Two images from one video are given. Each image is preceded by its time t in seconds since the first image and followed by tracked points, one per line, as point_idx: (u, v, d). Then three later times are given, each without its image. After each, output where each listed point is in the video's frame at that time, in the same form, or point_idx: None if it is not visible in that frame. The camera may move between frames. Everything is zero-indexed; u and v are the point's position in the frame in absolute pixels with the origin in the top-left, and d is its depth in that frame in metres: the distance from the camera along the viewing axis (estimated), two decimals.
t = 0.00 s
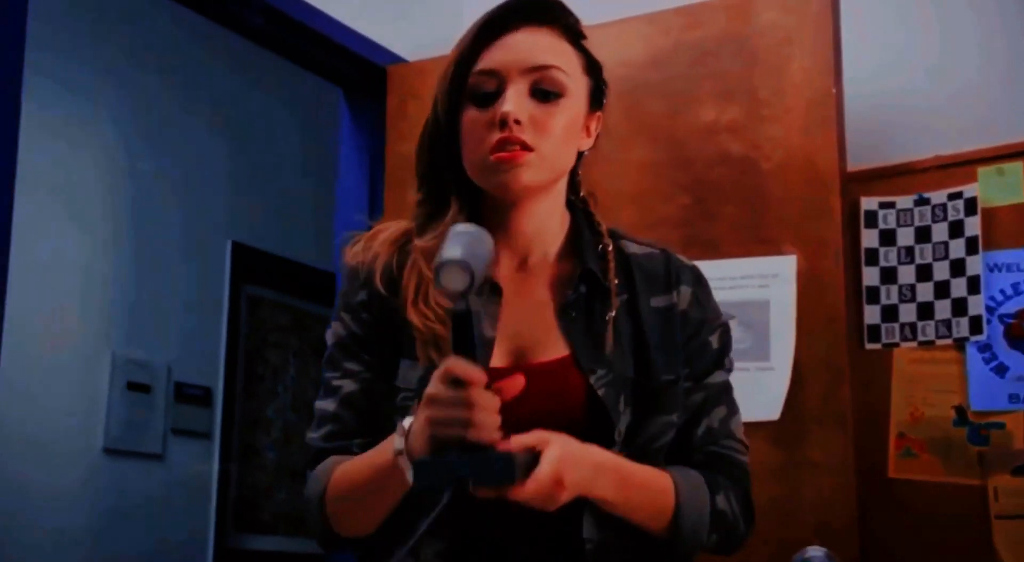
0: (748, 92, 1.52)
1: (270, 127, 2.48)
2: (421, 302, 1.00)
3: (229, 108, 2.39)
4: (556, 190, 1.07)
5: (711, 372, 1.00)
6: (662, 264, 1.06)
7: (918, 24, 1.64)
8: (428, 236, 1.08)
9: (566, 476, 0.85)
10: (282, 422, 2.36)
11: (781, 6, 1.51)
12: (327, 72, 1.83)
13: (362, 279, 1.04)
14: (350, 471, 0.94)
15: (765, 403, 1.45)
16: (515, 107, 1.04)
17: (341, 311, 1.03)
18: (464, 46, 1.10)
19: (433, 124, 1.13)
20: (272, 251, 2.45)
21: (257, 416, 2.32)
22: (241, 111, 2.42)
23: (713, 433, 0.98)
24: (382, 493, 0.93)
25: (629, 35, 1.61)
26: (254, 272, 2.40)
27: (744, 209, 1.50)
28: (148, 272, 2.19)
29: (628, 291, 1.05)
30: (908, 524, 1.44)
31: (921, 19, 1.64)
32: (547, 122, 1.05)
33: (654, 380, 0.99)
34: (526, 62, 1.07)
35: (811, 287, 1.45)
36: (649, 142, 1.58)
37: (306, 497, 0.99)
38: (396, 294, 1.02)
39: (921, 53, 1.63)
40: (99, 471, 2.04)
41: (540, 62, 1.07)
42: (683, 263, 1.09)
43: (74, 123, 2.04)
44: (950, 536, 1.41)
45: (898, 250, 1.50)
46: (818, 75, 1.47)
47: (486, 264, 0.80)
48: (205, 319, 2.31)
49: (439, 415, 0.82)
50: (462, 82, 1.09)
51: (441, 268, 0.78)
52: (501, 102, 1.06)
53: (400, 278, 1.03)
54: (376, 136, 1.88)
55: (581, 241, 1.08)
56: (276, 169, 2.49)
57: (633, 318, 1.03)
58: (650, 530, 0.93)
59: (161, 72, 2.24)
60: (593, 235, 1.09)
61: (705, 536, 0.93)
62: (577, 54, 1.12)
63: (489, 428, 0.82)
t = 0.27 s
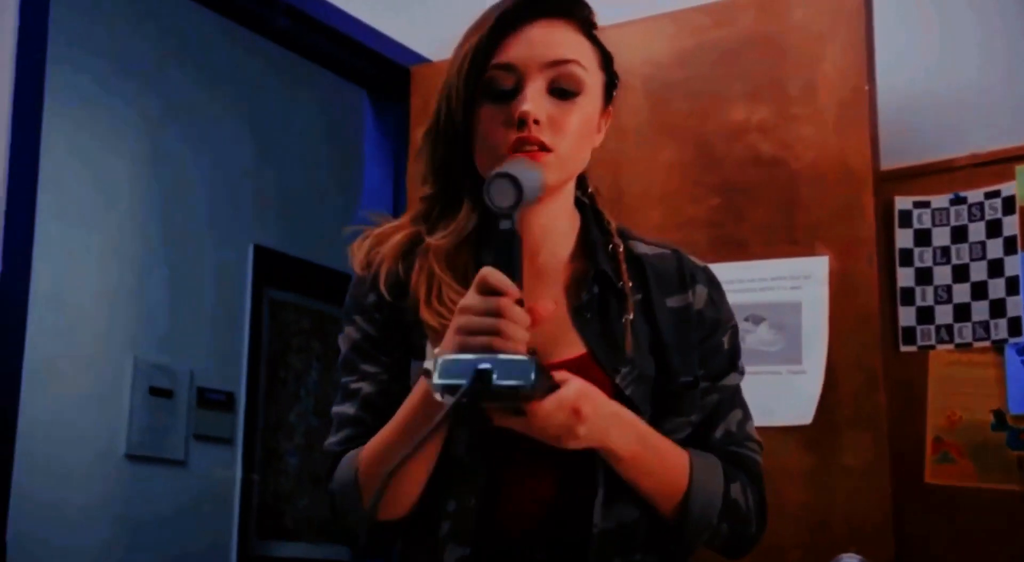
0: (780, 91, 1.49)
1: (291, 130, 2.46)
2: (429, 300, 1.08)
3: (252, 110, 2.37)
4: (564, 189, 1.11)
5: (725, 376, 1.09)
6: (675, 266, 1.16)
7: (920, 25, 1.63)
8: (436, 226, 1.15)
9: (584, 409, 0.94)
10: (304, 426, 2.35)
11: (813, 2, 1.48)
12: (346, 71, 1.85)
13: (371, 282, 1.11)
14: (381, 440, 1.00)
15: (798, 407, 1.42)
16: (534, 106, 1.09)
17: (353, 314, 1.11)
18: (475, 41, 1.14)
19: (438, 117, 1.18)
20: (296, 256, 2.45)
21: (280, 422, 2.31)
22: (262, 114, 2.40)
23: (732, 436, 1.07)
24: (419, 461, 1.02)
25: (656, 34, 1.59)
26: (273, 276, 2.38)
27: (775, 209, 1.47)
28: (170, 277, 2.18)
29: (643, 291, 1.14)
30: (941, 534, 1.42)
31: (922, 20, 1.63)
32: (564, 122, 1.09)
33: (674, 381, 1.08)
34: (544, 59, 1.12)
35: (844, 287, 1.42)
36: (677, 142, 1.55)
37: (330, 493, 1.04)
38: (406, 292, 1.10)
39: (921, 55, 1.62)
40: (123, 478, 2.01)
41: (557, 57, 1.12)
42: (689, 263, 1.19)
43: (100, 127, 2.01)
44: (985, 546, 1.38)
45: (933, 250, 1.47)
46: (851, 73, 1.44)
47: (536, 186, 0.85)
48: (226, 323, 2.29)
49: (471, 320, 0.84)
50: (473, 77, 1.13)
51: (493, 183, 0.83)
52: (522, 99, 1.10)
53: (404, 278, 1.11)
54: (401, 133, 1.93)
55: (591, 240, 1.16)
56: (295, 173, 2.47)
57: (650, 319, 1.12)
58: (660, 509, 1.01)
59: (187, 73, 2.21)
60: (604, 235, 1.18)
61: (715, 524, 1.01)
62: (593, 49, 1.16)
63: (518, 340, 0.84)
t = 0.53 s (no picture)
0: (801, 92, 1.47)
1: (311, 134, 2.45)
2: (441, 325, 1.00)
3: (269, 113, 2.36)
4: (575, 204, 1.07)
5: (735, 378, 1.06)
6: (681, 269, 1.13)
7: (922, 26, 1.64)
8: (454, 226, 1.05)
9: (612, 433, 0.87)
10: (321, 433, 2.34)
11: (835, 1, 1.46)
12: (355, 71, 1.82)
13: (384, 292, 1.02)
14: (400, 458, 0.93)
15: (820, 413, 1.40)
16: (605, 114, 1.02)
17: (356, 323, 1.02)
18: (545, 29, 1.02)
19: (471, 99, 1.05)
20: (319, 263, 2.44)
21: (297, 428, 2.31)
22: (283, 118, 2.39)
23: (743, 437, 1.04)
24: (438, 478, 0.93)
25: (675, 35, 1.57)
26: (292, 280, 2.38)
27: (797, 212, 1.45)
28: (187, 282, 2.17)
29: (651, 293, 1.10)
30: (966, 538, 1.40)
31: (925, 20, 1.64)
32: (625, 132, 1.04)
33: (686, 383, 1.04)
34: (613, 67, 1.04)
35: (868, 290, 1.40)
36: (697, 145, 1.54)
37: (342, 511, 0.97)
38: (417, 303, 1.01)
39: (923, 56, 1.64)
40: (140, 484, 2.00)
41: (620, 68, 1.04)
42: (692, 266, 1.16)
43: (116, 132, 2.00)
44: (1011, 551, 1.37)
45: (958, 253, 1.45)
46: (873, 74, 1.42)
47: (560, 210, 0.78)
48: (243, 327, 2.28)
49: (494, 350, 0.79)
50: (541, 67, 1.02)
51: (512, 209, 0.76)
52: (595, 109, 1.02)
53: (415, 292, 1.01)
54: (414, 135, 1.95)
55: (598, 241, 1.11)
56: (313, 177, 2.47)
57: (660, 320, 1.07)
58: (677, 516, 0.96)
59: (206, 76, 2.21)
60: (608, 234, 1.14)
61: (735, 529, 0.97)
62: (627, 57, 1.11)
63: (545, 370, 0.79)
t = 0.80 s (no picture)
0: (820, 93, 1.46)
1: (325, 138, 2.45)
2: (466, 334, 1.00)
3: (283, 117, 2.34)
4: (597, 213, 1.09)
5: (747, 387, 1.07)
6: (695, 278, 1.15)
7: (929, 28, 1.65)
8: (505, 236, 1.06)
9: (632, 448, 0.86)
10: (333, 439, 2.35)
11: (854, 2, 1.44)
12: (360, 72, 1.81)
13: (395, 300, 1.02)
14: (415, 468, 0.93)
15: (839, 420, 1.38)
16: (640, 126, 1.06)
17: (365, 330, 1.02)
18: (593, 38, 1.06)
19: (522, 108, 1.07)
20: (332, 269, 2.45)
21: (309, 434, 2.32)
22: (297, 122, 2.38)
23: (755, 447, 1.06)
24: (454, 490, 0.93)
25: (692, 36, 1.56)
26: (303, 287, 2.37)
27: (815, 215, 1.44)
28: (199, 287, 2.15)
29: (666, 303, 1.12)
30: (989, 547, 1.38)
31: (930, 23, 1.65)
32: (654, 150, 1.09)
33: (700, 392, 1.06)
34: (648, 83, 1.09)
35: (888, 295, 1.38)
36: (713, 148, 1.52)
37: (353, 521, 0.97)
38: (454, 307, 1.01)
39: (928, 57, 1.64)
40: (154, 492, 1.98)
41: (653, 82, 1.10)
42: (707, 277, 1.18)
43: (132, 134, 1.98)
44: None
45: (980, 257, 1.43)
46: (893, 76, 1.40)
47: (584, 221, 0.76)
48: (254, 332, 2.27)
49: (515, 366, 0.78)
50: (597, 75, 1.06)
51: (533, 222, 0.75)
52: (629, 119, 1.06)
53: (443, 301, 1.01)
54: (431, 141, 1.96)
55: (614, 254, 1.15)
56: (325, 182, 2.46)
57: (674, 329, 1.10)
58: (690, 527, 0.97)
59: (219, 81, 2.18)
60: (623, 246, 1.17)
61: (748, 540, 0.97)
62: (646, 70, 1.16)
63: (568, 386, 0.77)
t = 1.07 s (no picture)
0: (836, 95, 1.44)
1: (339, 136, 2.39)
2: (475, 342, 1.07)
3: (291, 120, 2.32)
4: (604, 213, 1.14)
5: (765, 393, 1.08)
6: (712, 282, 1.16)
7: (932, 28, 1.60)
8: (508, 240, 1.14)
9: (640, 455, 0.90)
10: (345, 448, 2.28)
11: (871, 3, 1.42)
12: (368, 72, 1.79)
13: (405, 305, 1.09)
14: (423, 477, 0.99)
15: (859, 427, 1.36)
16: (644, 129, 1.14)
17: (377, 336, 1.08)
18: (596, 38, 1.13)
19: (525, 112, 1.16)
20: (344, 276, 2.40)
21: (319, 441, 2.25)
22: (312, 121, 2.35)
23: (774, 454, 1.07)
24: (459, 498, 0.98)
25: (706, 36, 1.53)
26: (317, 292, 2.33)
27: (833, 219, 1.42)
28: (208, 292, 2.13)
29: (682, 310, 1.13)
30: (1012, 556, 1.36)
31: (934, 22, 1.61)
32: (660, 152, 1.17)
33: (716, 399, 1.07)
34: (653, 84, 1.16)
35: (907, 300, 1.36)
36: (728, 150, 1.50)
37: (365, 525, 1.03)
38: (462, 313, 1.09)
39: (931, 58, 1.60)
40: (163, 501, 1.95)
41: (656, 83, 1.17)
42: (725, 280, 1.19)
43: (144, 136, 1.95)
44: None
45: (1002, 261, 1.43)
46: (912, 77, 1.38)
47: (587, 225, 0.82)
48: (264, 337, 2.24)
49: (520, 372, 0.83)
50: (599, 77, 1.13)
51: (537, 226, 0.81)
52: (632, 121, 1.14)
53: (452, 306, 1.09)
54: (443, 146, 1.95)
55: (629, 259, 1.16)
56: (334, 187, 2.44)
57: (690, 335, 1.11)
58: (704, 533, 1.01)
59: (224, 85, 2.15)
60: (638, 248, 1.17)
61: (765, 547, 1.01)
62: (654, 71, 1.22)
63: (573, 392, 0.82)
